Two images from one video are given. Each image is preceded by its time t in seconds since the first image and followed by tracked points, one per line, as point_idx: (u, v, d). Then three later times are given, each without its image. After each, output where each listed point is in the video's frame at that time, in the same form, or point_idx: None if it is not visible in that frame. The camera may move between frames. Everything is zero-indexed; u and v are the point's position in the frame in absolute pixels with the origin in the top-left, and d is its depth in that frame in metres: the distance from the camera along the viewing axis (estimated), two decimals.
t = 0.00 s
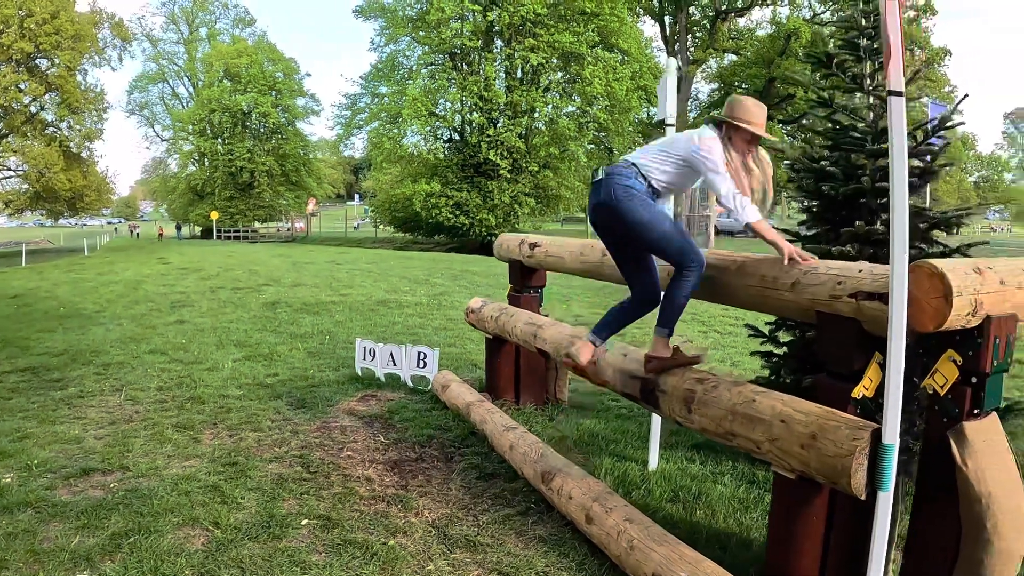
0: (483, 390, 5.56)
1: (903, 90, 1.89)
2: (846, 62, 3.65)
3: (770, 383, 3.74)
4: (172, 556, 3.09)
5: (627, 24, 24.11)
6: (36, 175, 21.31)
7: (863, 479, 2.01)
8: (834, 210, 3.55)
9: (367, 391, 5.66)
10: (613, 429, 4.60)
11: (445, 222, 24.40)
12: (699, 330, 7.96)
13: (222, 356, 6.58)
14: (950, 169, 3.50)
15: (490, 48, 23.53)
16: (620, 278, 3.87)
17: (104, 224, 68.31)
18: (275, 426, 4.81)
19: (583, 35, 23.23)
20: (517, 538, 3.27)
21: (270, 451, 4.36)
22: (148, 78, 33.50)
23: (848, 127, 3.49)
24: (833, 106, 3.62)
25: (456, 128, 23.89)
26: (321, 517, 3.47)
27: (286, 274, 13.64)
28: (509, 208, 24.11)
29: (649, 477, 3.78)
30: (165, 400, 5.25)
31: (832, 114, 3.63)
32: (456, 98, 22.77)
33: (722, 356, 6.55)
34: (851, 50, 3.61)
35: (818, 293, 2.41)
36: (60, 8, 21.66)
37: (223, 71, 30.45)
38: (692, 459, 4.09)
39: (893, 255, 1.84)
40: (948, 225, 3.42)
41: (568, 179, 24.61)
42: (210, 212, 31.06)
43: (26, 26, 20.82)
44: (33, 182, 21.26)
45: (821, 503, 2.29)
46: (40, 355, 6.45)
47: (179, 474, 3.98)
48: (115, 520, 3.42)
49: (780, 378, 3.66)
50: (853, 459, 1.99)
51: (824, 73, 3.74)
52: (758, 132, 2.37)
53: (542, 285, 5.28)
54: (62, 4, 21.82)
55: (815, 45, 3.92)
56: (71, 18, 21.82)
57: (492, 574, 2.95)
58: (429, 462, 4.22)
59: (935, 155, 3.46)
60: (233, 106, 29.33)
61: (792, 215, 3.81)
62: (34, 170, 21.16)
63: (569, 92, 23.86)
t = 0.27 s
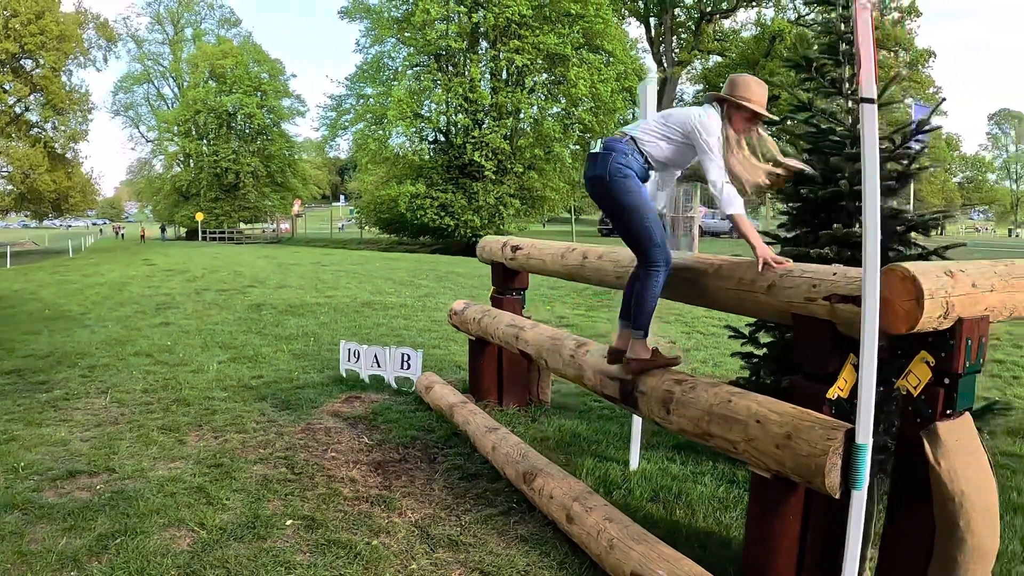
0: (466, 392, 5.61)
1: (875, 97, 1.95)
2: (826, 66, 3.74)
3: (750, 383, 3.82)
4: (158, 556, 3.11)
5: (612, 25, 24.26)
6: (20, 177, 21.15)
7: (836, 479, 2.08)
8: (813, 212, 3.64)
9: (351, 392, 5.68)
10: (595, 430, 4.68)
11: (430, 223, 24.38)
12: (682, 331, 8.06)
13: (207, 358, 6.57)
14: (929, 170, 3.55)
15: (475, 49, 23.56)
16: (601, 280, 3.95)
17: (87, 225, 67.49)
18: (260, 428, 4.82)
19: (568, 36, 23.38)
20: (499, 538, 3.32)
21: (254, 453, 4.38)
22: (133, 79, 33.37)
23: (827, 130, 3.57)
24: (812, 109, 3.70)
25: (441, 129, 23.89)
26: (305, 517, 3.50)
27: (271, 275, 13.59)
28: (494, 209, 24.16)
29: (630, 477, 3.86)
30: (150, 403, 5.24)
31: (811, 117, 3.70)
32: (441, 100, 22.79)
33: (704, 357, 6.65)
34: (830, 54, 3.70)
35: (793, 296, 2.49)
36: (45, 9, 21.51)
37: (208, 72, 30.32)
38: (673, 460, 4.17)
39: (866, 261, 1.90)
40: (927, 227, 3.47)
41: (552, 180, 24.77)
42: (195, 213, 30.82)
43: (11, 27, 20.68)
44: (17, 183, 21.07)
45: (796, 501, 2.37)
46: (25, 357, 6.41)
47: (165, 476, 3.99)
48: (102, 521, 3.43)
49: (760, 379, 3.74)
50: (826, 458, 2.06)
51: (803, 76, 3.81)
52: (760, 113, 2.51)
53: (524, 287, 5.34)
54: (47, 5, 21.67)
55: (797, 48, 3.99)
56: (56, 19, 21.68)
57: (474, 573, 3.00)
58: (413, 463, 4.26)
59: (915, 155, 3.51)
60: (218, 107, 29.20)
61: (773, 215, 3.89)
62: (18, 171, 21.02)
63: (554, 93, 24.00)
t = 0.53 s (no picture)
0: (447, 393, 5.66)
1: (845, 102, 1.96)
2: (803, 71, 3.84)
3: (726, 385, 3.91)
4: (139, 557, 3.12)
5: (594, 27, 24.42)
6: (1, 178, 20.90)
7: (807, 479, 2.16)
8: (790, 215, 3.74)
9: (332, 394, 5.71)
10: (575, 431, 4.76)
11: (413, 226, 24.34)
12: (662, 333, 8.17)
13: (189, 360, 6.55)
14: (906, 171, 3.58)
15: (458, 52, 23.60)
16: (578, 282, 4.03)
17: (67, 227, 66.58)
18: (241, 430, 4.83)
19: (551, 40, 23.35)
20: (478, 537, 3.38)
21: (236, 455, 4.39)
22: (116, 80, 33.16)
23: (803, 134, 3.66)
24: (789, 113, 3.80)
25: (424, 131, 23.89)
26: (285, 518, 3.53)
27: (254, 277, 13.53)
28: (476, 211, 24.20)
29: (608, 477, 3.94)
30: (132, 405, 5.23)
31: (788, 120, 3.79)
32: (424, 102, 22.81)
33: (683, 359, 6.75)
34: (808, 59, 3.80)
35: (765, 299, 2.58)
36: (27, 10, 21.28)
37: (191, 74, 30.11)
38: (651, 460, 4.26)
39: (836, 267, 1.95)
40: (902, 229, 3.49)
41: (534, 183, 24.85)
42: (177, 215, 30.53)
43: None
44: None
45: (769, 500, 2.46)
46: (5, 360, 6.35)
47: (147, 478, 3.99)
48: (83, 523, 3.43)
49: (738, 380, 3.82)
50: (798, 458, 2.14)
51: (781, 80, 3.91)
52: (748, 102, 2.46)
53: (503, 289, 5.40)
54: (30, 5, 21.45)
55: (781, 53, 4.11)
56: (39, 19, 21.46)
57: (453, 572, 3.05)
58: (393, 464, 4.31)
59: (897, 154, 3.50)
60: (201, 109, 29.00)
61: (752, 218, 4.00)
62: None
63: (537, 96, 24.16)
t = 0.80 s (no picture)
0: (432, 395, 5.70)
1: (824, 106, 1.96)
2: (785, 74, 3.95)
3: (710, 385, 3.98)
4: (125, 560, 3.14)
5: (580, 30, 24.56)
6: None
7: (788, 479, 2.22)
8: (772, 217, 3.82)
9: (318, 396, 5.73)
10: (558, 433, 4.83)
11: (398, 228, 24.32)
12: (645, 335, 8.26)
13: (174, 363, 6.53)
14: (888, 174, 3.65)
15: (444, 54, 23.63)
16: (562, 284, 4.10)
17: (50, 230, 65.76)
18: (226, 432, 4.83)
19: (537, 42, 23.65)
20: (462, 538, 3.42)
21: (221, 457, 4.40)
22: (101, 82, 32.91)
23: (786, 136, 3.75)
24: (771, 116, 3.89)
25: (409, 134, 23.90)
26: (270, 520, 3.56)
27: (240, 280, 13.48)
28: (462, 214, 24.25)
29: (592, 478, 4.01)
30: (118, 408, 5.22)
31: (771, 123, 3.89)
32: (410, 104, 22.82)
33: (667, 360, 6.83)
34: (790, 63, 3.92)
35: (747, 299, 2.65)
36: (12, 11, 21.08)
37: (177, 75, 29.88)
38: (635, 461, 4.33)
39: (815, 269, 1.96)
40: (884, 231, 3.51)
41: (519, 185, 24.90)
42: (163, 218, 30.29)
43: None
44: None
45: (751, 499, 2.52)
46: None
47: (132, 480, 3.99)
48: (69, 526, 3.44)
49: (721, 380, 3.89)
50: (779, 458, 2.21)
51: (766, 84, 4.01)
52: (746, 92, 2.51)
53: (488, 292, 5.46)
54: (15, 6, 21.25)
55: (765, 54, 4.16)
56: (24, 21, 21.25)
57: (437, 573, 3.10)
58: (377, 466, 4.34)
59: (880, 156, 3.56)
60: (187, 111, 28.80)
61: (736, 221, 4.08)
62: None
63: (523, 98, 24.30)
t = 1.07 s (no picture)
0: (416, 398, 5.74)
1: (803, 108, 2.00)
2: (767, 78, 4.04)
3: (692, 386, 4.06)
4: (109, 563, 3.14)
5: (565, 33, 24.71)
6: None
7: (768, 479, 2.29)
8: (754, 220, 3.90)
9: (302, 399, 5.74)
10: (542, 435, 4.89)
11: (383, 231, 24.28)
12: (629, 337, 8.36)
13: (158, 366, 6.50)
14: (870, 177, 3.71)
15: (429, 57, 23.63)
16: (544, 287, 4.16)
17: (29, 233, 64.83)
18: (210, 436, 4.84)
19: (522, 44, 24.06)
20: (445, 540, 3.47)
21: (205, 460, 4.41)
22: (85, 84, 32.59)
23: (768, 141, 3.84)
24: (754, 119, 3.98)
25: (394, 137, 23.87)
26: (255, 523, 3.58)
27: (224, 283, 13.41)
28: (447, 216, 24.25)
29: (575, 480, 4.07)
30: (101, 411, 5.20)
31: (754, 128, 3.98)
32: (395, 107, 22.82)
33: (651, 362, 6.92)
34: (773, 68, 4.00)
35: (727, 301, 2.71)
36: None
37: (161, 78, 29.63)
38: (618, 463, 4.40)
39: (796, 270, 2.02)
40: (864, 234, 3.55)
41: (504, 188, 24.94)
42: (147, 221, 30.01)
43: None
44: None
45: (732, 499, 2.59)
46: None
47: (116, 484, 3.99)
48: (53, 529, 3.44)
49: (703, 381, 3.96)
50: (759, 459, 2.27)
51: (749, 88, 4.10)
52: (766, 86, 2.43)
53: (471, 294, 5.52)
54: None
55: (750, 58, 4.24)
56: (6, 22, 20.96)
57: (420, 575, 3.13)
58: (362, 468, 4.37)
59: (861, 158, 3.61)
60: (172, 114, 28.55)
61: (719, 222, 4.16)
62: None
63: (508, 101, 24.39)
